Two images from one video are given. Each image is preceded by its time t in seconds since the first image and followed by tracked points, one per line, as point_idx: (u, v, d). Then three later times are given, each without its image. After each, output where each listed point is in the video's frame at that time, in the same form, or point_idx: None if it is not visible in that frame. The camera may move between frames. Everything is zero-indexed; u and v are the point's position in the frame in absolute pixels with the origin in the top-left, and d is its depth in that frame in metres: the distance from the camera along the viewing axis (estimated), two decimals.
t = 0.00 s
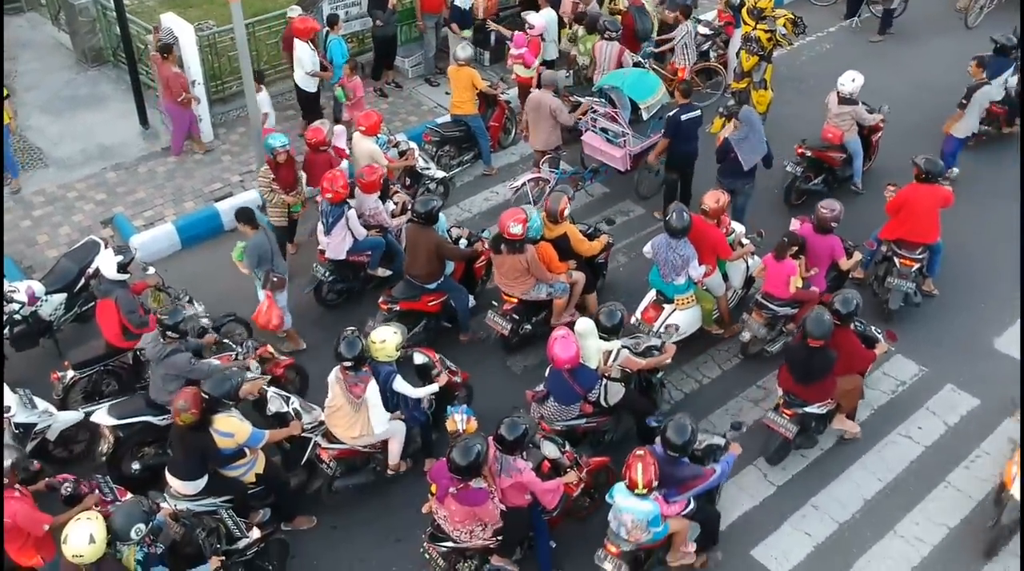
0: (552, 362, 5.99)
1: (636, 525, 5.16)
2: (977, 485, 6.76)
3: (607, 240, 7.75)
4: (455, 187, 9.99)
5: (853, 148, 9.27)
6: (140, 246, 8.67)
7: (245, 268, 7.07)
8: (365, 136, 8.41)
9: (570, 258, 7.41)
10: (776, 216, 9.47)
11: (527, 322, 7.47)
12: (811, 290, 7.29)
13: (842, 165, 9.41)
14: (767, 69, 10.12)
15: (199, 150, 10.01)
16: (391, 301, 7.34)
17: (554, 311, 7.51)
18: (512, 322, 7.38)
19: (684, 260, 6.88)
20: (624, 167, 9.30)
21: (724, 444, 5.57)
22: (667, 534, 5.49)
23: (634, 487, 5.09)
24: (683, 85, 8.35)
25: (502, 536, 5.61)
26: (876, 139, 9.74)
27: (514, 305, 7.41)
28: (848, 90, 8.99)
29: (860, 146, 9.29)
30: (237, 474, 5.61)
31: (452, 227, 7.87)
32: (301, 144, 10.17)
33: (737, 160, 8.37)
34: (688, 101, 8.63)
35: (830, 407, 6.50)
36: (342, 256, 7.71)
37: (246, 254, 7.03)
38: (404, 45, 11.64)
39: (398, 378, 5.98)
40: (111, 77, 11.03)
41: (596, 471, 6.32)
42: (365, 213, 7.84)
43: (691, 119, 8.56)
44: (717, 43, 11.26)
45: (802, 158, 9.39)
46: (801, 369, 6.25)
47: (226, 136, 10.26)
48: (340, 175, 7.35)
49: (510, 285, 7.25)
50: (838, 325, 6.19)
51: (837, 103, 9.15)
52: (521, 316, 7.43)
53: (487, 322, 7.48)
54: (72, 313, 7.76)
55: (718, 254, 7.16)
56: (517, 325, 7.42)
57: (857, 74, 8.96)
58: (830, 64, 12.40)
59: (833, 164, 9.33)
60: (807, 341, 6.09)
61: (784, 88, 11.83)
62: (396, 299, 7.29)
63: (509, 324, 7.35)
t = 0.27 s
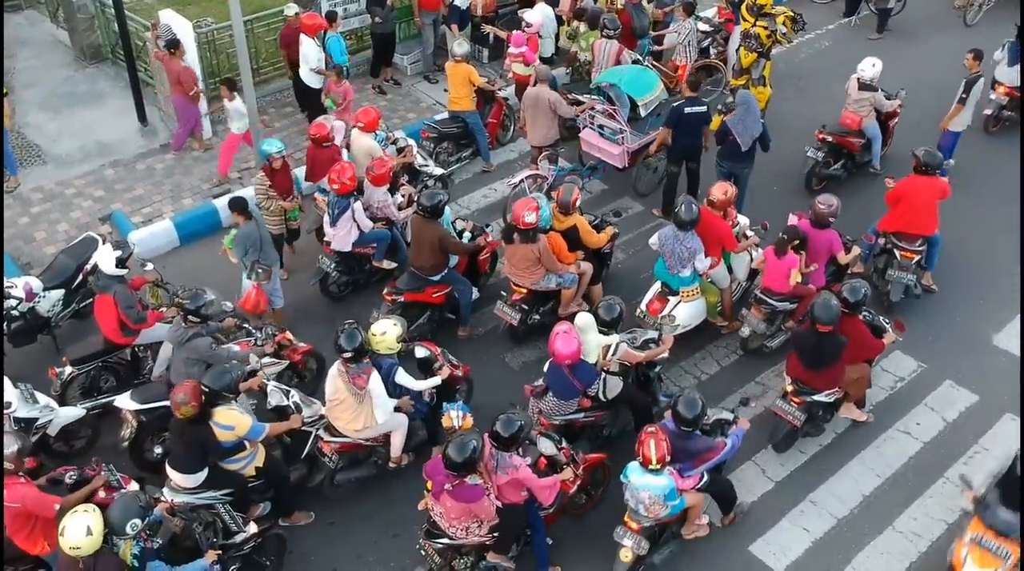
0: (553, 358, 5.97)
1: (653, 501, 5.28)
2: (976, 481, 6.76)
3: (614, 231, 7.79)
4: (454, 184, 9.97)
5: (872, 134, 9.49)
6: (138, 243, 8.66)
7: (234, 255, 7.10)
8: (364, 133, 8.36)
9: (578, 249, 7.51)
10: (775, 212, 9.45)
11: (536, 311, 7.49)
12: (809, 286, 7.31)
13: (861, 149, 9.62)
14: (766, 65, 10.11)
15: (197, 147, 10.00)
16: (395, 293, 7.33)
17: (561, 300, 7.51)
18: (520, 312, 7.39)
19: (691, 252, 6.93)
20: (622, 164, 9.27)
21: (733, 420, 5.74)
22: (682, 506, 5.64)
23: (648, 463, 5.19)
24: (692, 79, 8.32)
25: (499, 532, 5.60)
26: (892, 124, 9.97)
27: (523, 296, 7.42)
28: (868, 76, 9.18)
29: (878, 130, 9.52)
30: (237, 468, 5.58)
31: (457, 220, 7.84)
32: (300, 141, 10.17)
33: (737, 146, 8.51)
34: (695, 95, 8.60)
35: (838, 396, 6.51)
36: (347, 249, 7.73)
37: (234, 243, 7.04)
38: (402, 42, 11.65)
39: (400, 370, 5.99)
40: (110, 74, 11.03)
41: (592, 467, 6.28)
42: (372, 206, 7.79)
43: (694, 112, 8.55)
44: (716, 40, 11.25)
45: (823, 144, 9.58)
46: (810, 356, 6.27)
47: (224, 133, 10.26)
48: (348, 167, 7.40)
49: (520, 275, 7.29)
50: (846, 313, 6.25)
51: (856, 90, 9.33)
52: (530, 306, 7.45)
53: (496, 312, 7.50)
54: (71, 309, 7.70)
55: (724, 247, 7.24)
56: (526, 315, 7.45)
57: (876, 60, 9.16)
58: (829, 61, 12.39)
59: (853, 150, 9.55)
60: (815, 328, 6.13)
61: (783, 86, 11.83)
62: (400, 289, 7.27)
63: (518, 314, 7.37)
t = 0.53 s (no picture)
0: (557, 353, 5.95)
1: (674, 478, 5.44)
2: (977, 478, 6.74)
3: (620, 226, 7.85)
4: (455, 180, 9.95)
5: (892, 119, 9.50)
6: (138, 240, 8.63)
7: (217, 247, 7.27)
8: (363, 130, 8.30)
9: (586, 241, 7.60)
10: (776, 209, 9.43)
11: (544, 303, 7.55)
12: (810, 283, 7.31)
13: (881, 136, 9.68)
14: (767, 62, 10.15)
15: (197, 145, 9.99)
16: (399, 286, 7.32)
17: (569, 292, 7.56)
18: (529, 303, 7.43)
19: (699, 246, 6.97)
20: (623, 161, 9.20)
21: (744, 401, 5.89)
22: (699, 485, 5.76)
23: (664, 443, 5.32)
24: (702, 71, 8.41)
25: (498, 531, 5.58)
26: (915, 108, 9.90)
27: (531, 287, 7.46)
28: (890, 62, 9.27)
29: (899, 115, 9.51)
30: (239, 463, 5.53)
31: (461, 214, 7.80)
32: (301, 138, 10.16)
33: (740, 133, 8.60)
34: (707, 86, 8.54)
35: (848, 386, 6.57)
36: (349, 244, 7.72)
37: (217, 234, 7.22)
38: (402, 39, 11.64)
39: (407, 363, 5.98)
40: (109, 71, 11.01)
41: (592, 465, 6.23)
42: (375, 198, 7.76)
43: (700, 103, 8.50)
44: (718, 37, 11.22)
45: (847, 130, 9.62)
46: (822, 344, 6.33)
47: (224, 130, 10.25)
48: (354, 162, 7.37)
49: (527, 267, 7.34)
50: (858, 306, 6.24)
51: (877, 76, 9.40)
52: (538, 298, 7.50)
53: (504, 303, 7.53)
54: (70, 306, 7.68)
55: (731, 238, 7.24)
56: (533, 307, 7.49)
57: (898, 47, 9.25)
58: (830, 58, 12.37)
59: (874, 136, 9.58)
60: (828, 316, 6.18)
61: (784, 83, 11.80)
62: (407, 283, 7.26)
63: (527, 305, 7.41)
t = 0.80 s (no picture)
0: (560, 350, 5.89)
1: (689, 458, 5.52)
2: (980, 477, 6.72)
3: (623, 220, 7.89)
4: (456, 179, 9.91)
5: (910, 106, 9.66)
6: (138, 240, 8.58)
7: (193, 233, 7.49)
8: (364, 128, 8.26)
9: (591, 235, 7.67)
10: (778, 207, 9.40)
11: (549, 297, 7.55)
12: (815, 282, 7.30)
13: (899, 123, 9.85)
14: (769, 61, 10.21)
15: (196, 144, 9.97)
16: (404, 281, 7.32)
17: (575, 286, 7.60)
18: (534, 297, 7.46)
19: (705, 241, 6.97)
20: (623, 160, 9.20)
21: (755, 385, 6.04)
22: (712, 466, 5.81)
23: (686, 423, 5.41)
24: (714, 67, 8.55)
25: (498, 532, 5.54)
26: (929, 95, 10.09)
27: (536, 281, 7.48)
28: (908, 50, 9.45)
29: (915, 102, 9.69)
30: (242, 459, 5.54)
31: (465, 209, 7.78)
32: (300, 137, 10.15)
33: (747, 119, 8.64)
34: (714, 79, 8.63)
35: (855, 379, 6.58)
36: (351, 241, 7.68)
37: (195, 226, 7.47)
38: (402, 38, 11.62)
39: (415, 359, 5.96)
40: (108, 69, 10.99)
41: (592, 465, 6.19)
42: (376, 193, 7.72)
43: (708, 97, 8.61)
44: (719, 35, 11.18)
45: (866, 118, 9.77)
46: (831, 336, 6.34)
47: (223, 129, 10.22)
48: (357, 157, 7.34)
49: (533, 261, 7.36)
50: (866, 299, 6.23)
51: (896, 64, 9.58)
52: (544, 292, 7.52)
53: (509, 297, 7.53)
54: (69, 306, 7.65)
55: (737, 232, 7.26)
56: (539, 301, 7.51)
57: (915, 34, 9.43)
58: (831, 57, 12.35)
59: (893, 124, 9.73)
60: (838, 307, 6.18)
61: (784, 81, 11.79)
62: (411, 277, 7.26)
63: (532, 299, 7.41)
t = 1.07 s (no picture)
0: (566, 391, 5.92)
1: (703, 491, 5.52)
2: (987, 528, 6.62)
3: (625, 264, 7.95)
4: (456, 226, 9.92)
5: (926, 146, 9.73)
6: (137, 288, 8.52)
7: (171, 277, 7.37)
8: (368, 175, 8.30)
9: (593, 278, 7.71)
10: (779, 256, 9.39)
11: (554, 340, 7.57)
12: (818, 330, 7.28)
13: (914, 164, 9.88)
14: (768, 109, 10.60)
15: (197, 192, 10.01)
16: (405, 326, 7.26)
17: (579, 330, 7.63)
18: (539, 341, 7.51)
19: (711, 283, 7.09)
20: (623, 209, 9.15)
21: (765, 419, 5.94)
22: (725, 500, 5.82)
23: (702, 455, 5.43)
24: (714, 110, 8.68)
25: None
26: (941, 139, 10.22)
27: (540, 324, 7.51)
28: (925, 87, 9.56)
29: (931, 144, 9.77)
30: (243, 507, 5.44)
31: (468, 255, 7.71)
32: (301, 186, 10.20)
33: (750, 157, 8.79)
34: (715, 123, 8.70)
35: (864, 422, 6.57)
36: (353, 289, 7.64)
37: (177, 264, 7.33)
38: (403, 87, 11.72)
39: (422, 405, 5.93)
40: (111, 119, 11.07)
41: (594, 516, 6.10)
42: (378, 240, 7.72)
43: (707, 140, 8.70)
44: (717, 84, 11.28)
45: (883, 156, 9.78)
46: (838, 378, 6.34)
47: (224, 178, 10.26)
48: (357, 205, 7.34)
49: (534, 303, 7.32)
50: (871, 340, 6.26)
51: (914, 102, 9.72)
52: (548, 335, 7.55)
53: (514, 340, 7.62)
54: (66, 354, 7.60)
55: (743, 273, 7.36)
56: (543, 345, 7.54)
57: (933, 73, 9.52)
58: (828, 106, 12.45)
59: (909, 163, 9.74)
60: (844, 349, 6.20)
61: (782, 130, 11.87)
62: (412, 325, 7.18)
63: (537, 344, 7.50)
